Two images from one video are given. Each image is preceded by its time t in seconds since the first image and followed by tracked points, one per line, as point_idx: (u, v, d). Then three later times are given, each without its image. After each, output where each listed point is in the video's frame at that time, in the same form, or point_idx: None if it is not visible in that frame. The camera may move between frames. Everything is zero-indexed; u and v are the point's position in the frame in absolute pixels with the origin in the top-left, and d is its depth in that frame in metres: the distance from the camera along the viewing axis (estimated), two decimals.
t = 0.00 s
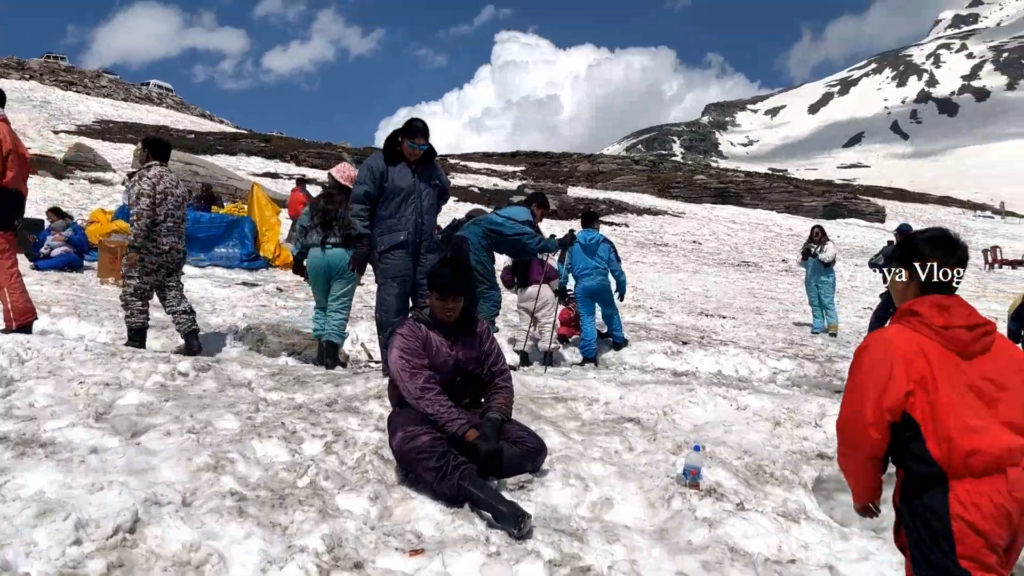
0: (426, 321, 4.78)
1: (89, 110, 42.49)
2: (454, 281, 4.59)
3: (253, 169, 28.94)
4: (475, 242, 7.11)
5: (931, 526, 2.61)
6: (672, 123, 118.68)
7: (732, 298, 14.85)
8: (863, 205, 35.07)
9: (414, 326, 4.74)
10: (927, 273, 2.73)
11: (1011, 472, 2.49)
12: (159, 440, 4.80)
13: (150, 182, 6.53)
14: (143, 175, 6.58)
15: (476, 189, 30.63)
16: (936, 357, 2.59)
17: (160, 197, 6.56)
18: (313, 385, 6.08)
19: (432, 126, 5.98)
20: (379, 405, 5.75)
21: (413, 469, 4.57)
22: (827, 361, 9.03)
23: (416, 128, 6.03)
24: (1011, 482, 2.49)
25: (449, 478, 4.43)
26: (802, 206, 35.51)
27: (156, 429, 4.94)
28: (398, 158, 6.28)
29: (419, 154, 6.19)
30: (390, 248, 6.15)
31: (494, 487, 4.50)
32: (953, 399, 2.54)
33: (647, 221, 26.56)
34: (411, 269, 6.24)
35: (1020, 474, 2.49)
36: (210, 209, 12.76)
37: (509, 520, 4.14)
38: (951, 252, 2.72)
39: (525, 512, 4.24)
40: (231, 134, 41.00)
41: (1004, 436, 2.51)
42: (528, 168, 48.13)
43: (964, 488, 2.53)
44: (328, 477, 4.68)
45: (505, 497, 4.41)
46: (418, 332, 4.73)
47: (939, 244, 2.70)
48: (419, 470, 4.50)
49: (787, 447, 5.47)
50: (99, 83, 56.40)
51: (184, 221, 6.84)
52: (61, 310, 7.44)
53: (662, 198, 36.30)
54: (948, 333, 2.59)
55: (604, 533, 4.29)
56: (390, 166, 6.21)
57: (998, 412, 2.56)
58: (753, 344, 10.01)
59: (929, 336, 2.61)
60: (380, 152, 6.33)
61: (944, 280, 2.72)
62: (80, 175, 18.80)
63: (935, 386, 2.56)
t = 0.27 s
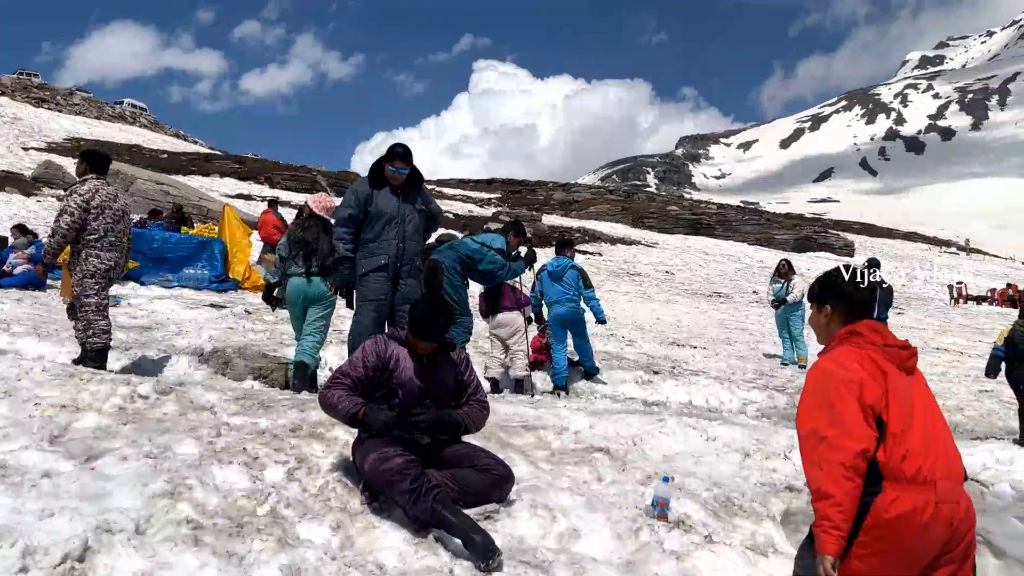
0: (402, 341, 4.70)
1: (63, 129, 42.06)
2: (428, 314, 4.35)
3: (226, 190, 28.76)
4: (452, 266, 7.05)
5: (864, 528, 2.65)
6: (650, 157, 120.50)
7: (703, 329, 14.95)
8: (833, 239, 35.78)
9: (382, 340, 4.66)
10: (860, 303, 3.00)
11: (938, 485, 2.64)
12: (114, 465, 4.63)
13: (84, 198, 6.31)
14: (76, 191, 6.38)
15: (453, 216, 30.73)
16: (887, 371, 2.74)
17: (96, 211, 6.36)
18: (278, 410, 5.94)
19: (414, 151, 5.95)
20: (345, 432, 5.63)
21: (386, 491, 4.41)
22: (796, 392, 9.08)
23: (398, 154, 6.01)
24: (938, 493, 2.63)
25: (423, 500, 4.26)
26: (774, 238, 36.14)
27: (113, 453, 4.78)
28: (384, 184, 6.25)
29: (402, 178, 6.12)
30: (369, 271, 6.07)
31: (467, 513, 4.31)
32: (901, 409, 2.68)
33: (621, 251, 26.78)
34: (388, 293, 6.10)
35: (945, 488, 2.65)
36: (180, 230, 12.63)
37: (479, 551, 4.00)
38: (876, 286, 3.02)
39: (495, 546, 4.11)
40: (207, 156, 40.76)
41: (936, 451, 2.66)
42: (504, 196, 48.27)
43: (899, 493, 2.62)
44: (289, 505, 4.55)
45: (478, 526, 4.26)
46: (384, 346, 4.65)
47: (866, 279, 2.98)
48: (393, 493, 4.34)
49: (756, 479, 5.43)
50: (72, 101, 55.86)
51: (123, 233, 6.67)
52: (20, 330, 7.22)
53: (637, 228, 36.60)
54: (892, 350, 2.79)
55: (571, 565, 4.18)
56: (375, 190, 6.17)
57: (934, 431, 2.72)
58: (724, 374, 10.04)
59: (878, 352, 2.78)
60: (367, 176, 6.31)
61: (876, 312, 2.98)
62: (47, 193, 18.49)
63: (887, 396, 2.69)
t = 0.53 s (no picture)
0: (363, 340, 4.65)
1: (30, 116, 41.14)
2: (390, 315, 4.36)
3: (194, 186, 28.32)
4: (419, 273, 6.96)
5: (757, 542, 2.73)
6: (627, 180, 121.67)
7: (665, 346, 15.06)
8: (798, 266, 36.43)
9: (339, 334, 4.67)
10: (744, 308, 2.95)
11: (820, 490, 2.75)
12: (52, 458, 4.46)
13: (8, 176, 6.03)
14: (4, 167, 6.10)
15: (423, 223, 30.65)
16: (767, 385, 2.74)
17: (18, 190, 6.06)
18: (230, 409, 5.80)
19: (386, 152, 5.79)
20: (297, 434, 5.52)
21: (341, 497, 4.24)
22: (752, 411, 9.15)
23: (368, 156, 5.84)
24: (819, 498, 2.75)
25: (375, 507, 4.09)
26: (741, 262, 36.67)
27: (52, 446, 4.60)
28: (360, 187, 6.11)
29: (375, 180, 5.94)
30: (335, 274, 6.01)
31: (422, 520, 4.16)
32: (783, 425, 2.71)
33: (589, 266, 26.92)
34: (351, 296, 6.00)
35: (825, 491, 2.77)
36: (140, 222, 12.37)
37: (428, 561, 3.86)
38: (759, 290, 2.97)
39: (447, 556, 3.96)
40: (177, 151, 40.11)
41: (816, 459, 2.74)
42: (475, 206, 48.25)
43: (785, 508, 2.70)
44: (234, 507, 4.41)
45: (432, 533, 4.11)
46: (339, 340, 4.65)
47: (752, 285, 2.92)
48: (348, 498, 4.17)
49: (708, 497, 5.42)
50: (38, 87, 54.74)
51: (47, 219, 6.33)
52: None
53: (607, 245, 36.85)
54: (773, 361, 2.77)
55: None
56: (348, 192, 6.08)
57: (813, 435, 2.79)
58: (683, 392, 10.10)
59: (759, 366, 2.77)
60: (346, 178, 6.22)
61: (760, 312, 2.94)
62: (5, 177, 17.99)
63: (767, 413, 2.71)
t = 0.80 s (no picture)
0: (349, 335, 4.55)
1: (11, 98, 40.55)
2: (387, 298, 4.38)
3: (175, 174, 28.04)
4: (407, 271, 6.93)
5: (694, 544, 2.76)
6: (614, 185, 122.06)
7: (643, 351, 15.11)
8: (779, 275, 36.74)
9: (326, 330, 4.53)
10: (687, 313, 3.02)
11: (754, 489, 2.77)
12: (19, 444, 4.38)
13: None
14: None
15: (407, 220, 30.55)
16: (698, 386, 2.83)
17: None
18: (203, 400, 5.74)
19: (379, 146, 5.80)
20: (270, 427, 5.47)
21: (312, 493, 4.20)
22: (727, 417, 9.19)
23: (362, 149, 5.89)
24: (756, 501, 2.77)
25: (346, 503, 4.06)
26: (722, 269, 36.91)
27: (19, 432, 4.52)
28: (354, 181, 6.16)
29: (368, 174, 5.94)
30: (316, 264, 5.97)
31: (392, 518, 4.13)
32: (710, 422, 2.78)
33: (571, 268, 26.98)
34: (330, 287, 5.92)
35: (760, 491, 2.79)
36: (120, 208, 12.23)
37: (398, 556, 3.83)
38: (706, 297, 3.06)
39: (417, 552, 3.93)
40: (160, 139, 39.67)
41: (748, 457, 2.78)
42: (458, 204, 48.16)
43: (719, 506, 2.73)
44: (203, 498, 4.35)
45: (403, 530, 4.09)
46: (328, 336, 4.52)
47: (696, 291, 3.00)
48: (319, 494, 4.14)
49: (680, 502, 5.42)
50: (21, 69, 53.98)
51: None
52: None
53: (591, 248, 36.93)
54: (705, 363, 2.86)
55: None
56: (340, 185, 6.13)
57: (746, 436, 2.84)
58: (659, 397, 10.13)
59: (691, 366, 2.86)
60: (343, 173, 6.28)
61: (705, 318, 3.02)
62: None
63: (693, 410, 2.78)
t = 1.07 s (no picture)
0: (335, 331, 4.55)
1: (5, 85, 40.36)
2: (370, 281, 4.36)
3: (169, 165, 27.95)
4: (407, 269, 6.98)
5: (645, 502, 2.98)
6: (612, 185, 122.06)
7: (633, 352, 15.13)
8: (772, 278, 36.84)
9: (311, 326, 4.51)
10: (665, 296, 3.25)
11: (704, 457, 2.98)
12: (6, 433, 4.37)
13: None
14: None
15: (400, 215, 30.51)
16: (664, 358, 3.05)
17: None
18: (192, 392, 5.73)
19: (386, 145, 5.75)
20: (259, 421, 5.47)
21: (298, 489, 4.20)
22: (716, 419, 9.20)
23: (370, 145, 5.84)
24: (705, 466, 2.97)
25: (332, 499, 4.06)
26: (715, 271, 36.97)
27: (5, 421, 4.50)
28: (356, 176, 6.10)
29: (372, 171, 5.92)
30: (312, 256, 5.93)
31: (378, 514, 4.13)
32: (670, 393, 2.98)
33: (564, 267, 26.99)
34: (325, 281, 5.92)
35: (710, 459, 3.00)
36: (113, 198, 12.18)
37: (382, 551, 3.83)
38: (686, 283, 3.28)
39: (402, 548, 3.93)
40: (155, 129, 39.52)
41: (704, 428, 2.99)
42: (454, 201, 48.13)
43: (671, 470, 2.93)
44: (190, 491, 4.35)
45: (388, 525, 4.08)
46: (313, 332, 4.50)
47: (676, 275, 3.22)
48: (304, 490, 4.14)
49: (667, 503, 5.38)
50: (16, 56, 53.77)
51: None
52: None
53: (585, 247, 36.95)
54: (673, 340, 3.08)
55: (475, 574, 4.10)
56: (341, 178, 6.07)
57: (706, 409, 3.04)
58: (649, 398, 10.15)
59: (660, 342, 3.07)
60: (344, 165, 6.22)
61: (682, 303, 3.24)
62: None
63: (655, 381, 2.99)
